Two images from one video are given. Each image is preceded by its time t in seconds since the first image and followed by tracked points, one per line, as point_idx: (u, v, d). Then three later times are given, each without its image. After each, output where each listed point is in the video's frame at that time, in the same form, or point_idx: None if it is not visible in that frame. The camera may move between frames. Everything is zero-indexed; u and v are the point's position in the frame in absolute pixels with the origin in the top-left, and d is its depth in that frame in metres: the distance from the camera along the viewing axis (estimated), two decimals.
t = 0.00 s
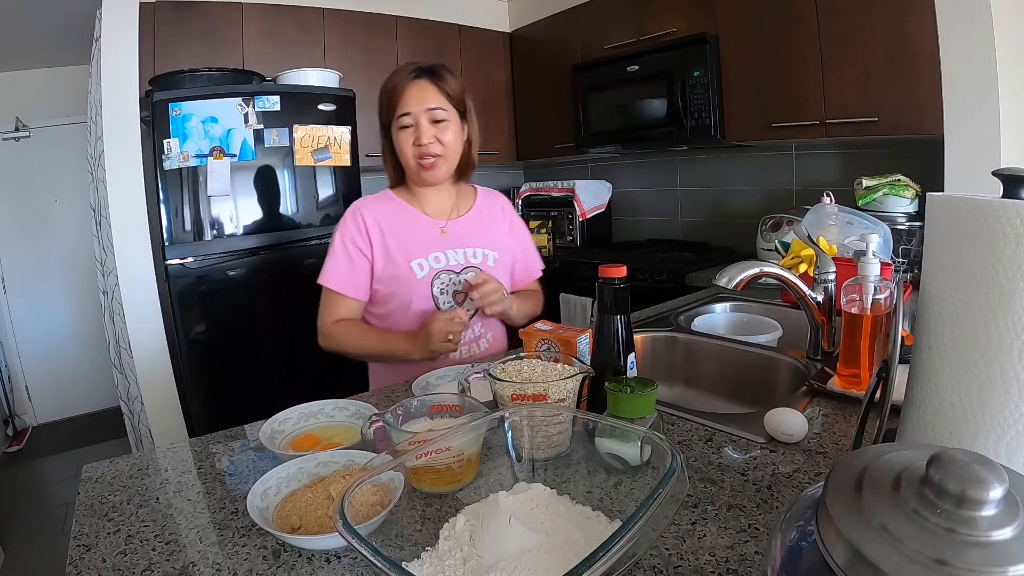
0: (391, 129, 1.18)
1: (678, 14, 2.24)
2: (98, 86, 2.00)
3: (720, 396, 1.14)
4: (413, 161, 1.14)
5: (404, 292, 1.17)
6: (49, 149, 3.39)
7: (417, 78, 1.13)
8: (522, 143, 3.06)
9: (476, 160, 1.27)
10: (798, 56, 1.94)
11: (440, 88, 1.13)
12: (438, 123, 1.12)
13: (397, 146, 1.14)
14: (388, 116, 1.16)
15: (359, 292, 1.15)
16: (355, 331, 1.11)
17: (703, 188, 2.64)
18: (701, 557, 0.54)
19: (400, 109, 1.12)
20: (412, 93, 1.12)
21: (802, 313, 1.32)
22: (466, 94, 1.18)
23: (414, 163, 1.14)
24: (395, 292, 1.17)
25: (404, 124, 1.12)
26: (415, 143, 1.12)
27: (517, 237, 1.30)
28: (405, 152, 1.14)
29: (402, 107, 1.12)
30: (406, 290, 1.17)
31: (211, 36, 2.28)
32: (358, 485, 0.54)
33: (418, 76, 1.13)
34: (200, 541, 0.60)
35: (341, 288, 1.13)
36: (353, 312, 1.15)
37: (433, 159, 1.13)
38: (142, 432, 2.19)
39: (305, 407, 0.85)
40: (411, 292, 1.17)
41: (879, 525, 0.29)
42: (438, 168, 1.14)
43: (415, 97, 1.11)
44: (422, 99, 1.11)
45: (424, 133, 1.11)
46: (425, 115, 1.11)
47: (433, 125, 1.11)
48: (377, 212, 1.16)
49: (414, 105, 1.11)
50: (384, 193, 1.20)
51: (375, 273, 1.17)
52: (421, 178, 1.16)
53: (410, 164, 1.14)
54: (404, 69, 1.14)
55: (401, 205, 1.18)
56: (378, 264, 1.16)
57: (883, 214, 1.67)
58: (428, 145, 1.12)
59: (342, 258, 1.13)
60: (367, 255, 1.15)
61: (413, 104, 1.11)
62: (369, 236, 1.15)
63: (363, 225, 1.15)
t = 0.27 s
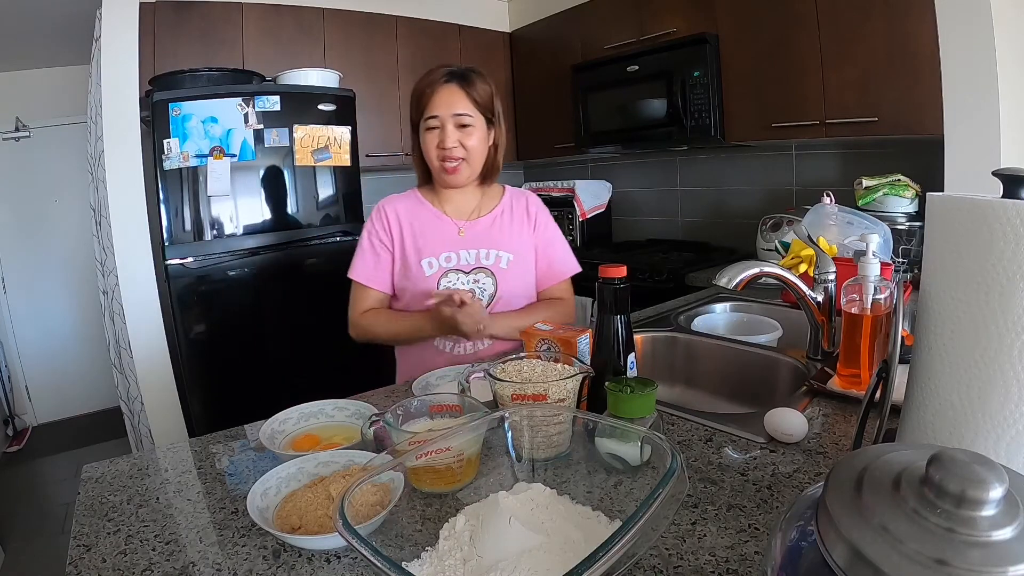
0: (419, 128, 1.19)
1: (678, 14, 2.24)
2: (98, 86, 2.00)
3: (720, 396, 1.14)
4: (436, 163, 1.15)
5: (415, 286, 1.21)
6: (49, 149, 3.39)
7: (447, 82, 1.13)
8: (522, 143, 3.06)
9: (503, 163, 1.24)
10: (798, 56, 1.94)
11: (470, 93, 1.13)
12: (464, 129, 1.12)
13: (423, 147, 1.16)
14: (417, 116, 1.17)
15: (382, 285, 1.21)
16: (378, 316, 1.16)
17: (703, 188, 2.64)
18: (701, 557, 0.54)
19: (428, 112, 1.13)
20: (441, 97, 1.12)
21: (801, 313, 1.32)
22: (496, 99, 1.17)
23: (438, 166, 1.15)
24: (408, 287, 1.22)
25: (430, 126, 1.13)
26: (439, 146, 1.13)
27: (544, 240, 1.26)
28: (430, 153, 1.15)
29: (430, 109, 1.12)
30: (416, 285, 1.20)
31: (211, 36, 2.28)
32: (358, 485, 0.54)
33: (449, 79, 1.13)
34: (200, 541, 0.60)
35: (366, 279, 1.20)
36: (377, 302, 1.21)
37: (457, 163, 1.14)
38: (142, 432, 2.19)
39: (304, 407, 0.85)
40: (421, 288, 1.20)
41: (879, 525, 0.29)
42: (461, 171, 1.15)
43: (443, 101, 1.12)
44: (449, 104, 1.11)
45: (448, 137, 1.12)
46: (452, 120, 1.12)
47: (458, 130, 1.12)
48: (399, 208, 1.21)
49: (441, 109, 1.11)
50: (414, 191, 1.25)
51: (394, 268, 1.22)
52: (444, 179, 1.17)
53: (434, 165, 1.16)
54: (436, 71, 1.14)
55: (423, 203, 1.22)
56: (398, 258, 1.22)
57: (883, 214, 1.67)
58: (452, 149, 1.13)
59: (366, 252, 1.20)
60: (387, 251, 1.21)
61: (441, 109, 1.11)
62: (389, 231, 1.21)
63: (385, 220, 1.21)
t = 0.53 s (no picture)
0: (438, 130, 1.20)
1: (678, 14, 2.24)
2: (98, 86, 2.00)
3: (720, 397, 1.14)
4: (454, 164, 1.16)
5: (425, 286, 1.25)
6: (49, 149, 3.39)
7: (465, 86, 1.13)
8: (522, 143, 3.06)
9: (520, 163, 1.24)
10: (798, 56, 1.93)
11: (488, 96, 1.13)
12: (482, 131, 1.12)
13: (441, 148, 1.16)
14: (436, 118, 1.18)
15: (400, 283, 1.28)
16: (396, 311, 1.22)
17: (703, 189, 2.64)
18: (701, 557, 0.54)
19: (446, 114, 1.13)
20: (459, 99, 1.12)
21: (801, 313, 1.32)
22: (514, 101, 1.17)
23: (455, 167, 1.16)
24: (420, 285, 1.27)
25: (448, 129, 1.13)
26: (457, 149, 1.14)
27: (558, 242, 1.24)
28: (447, 155, 1.16)
29: (448, 112, 1.13)
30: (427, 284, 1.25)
31: (211, 36, 2.28)
32: (358, 485, 0.54)
33: (468, 82, 1.13)
34: (200, 541, 0.60)
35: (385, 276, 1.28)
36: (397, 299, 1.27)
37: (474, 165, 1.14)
38: (142, 432, 2.19)
39: (304, 407, 0.85)
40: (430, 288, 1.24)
41: (879, 525, 0.29)
42: (477, 173, 1.16)
43: (462, 104, 1.12)
44: (467, 107, 1.11)
45: (466, 141, 1.12)
46: (470, 123, 1.12)
47: (475, 133, 1.12)
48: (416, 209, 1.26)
49: (459, 112, 1.12)
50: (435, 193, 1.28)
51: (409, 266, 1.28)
52: (462, 181, 1.18)
53: (452, 167, 1.17)
54: (455, 73, 1.14)
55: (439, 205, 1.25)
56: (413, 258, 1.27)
57: (883, 214, 1.67)
58: (469, 151, 1.13)
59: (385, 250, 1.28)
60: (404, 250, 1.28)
61: (459, 112, 1.12)
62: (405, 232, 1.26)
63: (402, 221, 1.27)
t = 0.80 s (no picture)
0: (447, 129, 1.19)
1: (678, 14, 2.24)
2: (98, 86, 2.00)
3: (720, 397, 1.14)
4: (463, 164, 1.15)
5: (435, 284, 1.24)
6: (49, 149, 3.39)
7: (475, 85, 1.12)
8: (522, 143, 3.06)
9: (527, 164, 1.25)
10: (798, 56, 1.93)
11: (498, 95, 1.13)
12: (492, 131, 1.12)
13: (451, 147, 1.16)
14: (445, 118, 1.17)
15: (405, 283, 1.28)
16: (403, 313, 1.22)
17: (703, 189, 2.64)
18: (701, 557, 0.54)
19: (456, 114, 1.13)
20: (469, 99, 1.11)
21: (802, 313, 1.32)
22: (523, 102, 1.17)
23: (465, 167, 1.16)
24: (429, 284, 1.26)
25: (458, 128, 1.13)
26: (467, 148, 1.13)
27: (568, 243, 1.25)
28: (457, 155, 1.15)
29: (458, 112, 1.12)
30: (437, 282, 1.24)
31: (211, 36, 2.28)
32: (358, 485, 0.54)
33: (477, 81, 1.12)
34: (200, 541, 0.60)
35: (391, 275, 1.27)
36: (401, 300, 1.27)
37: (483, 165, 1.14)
38: (142, 431, 2.19)
39: (304, 407, 0.85)
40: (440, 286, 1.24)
41: (879, 525, 0.29)
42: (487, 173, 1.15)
43: (472, 103, 1.11)
44: (478, 107, 1.11)
45: (476, 140, 1.12)
46: (480, 123, 1.12)
47: (486, 133, 1.11)
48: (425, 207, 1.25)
49: (470, 112, 1.11)
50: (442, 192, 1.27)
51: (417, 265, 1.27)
52: (471, 180, 1.17)
53: (461, 166, 1.16)
54: (465, 72, 1.14)
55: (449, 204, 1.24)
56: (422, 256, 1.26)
57: (883, 214, 1.67)
58: (479, 151, 1.13)
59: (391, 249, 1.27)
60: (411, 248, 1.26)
61: (469, 112, 1.11)
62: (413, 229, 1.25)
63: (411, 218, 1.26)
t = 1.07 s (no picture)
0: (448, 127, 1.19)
1: (678, 14, 2.24)
2: (98, 86, 2.00)
3: (720, 397, 1.14)
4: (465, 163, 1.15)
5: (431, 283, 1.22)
6: (49, 149, 3.39)
7: (483, 85, 1.13)
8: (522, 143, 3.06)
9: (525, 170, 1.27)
10: (798, 56, 1.93)
11: (503, 98, 1.14)
12: (497, 132, 1.13)
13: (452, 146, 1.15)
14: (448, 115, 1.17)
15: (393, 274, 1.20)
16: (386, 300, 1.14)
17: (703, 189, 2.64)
18: (701, 557, 0.54)
19: (461, 112, 1.13)
20: (476, 99, 1.12)
21: (801, 313, 1.33)
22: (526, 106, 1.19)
23: (465, 167, 1.15)
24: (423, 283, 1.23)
25: (462, 127, 1.13)
26: (470, 148, 1.13)
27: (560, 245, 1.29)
28: (458, 154, 1.15)
29: (464, 110, 1.12)
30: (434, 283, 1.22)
31: (211, 36, 2.28)
32: (358, 485, 0.54)
33: (485, 82, 1.13)
34: (200, 541, 0.60)
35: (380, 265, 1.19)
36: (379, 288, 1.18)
37: (485, 165, 1.14)
38: (142, 432, 2.19)
39: (304, 407, 0.85)
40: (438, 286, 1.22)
41: (879, 525, 0.29)
42: (486, 174, 1.15)
43: (478, 103, 1.12)
44: (484, 107, 1.12)
45: (479, 140, 1.12)
46: (485, 123, 1.12)
47: (490, 134, 1.12)
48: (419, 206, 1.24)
49: (475, 112, 1.12)
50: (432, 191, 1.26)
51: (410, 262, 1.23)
52: (469, 180, 1.18)
53: (461, 165, 1.16)
54: (472, 71, 1.14)
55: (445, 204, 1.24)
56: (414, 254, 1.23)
57: (883, 214, 1.67)
58: (483, 152, 1.13)
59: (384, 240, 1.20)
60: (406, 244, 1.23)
61: (476, 110, 1.11)
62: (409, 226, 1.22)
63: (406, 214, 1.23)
